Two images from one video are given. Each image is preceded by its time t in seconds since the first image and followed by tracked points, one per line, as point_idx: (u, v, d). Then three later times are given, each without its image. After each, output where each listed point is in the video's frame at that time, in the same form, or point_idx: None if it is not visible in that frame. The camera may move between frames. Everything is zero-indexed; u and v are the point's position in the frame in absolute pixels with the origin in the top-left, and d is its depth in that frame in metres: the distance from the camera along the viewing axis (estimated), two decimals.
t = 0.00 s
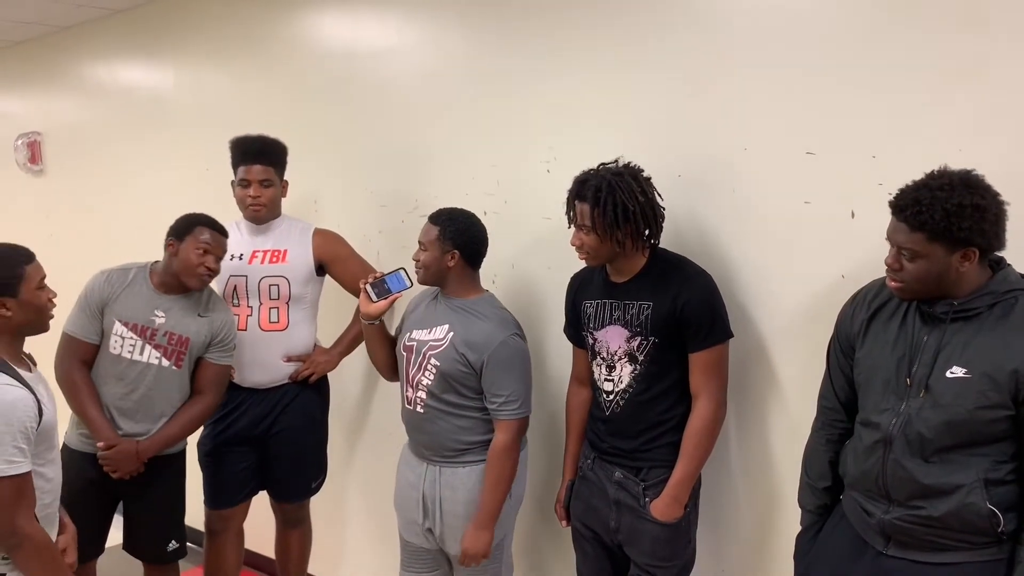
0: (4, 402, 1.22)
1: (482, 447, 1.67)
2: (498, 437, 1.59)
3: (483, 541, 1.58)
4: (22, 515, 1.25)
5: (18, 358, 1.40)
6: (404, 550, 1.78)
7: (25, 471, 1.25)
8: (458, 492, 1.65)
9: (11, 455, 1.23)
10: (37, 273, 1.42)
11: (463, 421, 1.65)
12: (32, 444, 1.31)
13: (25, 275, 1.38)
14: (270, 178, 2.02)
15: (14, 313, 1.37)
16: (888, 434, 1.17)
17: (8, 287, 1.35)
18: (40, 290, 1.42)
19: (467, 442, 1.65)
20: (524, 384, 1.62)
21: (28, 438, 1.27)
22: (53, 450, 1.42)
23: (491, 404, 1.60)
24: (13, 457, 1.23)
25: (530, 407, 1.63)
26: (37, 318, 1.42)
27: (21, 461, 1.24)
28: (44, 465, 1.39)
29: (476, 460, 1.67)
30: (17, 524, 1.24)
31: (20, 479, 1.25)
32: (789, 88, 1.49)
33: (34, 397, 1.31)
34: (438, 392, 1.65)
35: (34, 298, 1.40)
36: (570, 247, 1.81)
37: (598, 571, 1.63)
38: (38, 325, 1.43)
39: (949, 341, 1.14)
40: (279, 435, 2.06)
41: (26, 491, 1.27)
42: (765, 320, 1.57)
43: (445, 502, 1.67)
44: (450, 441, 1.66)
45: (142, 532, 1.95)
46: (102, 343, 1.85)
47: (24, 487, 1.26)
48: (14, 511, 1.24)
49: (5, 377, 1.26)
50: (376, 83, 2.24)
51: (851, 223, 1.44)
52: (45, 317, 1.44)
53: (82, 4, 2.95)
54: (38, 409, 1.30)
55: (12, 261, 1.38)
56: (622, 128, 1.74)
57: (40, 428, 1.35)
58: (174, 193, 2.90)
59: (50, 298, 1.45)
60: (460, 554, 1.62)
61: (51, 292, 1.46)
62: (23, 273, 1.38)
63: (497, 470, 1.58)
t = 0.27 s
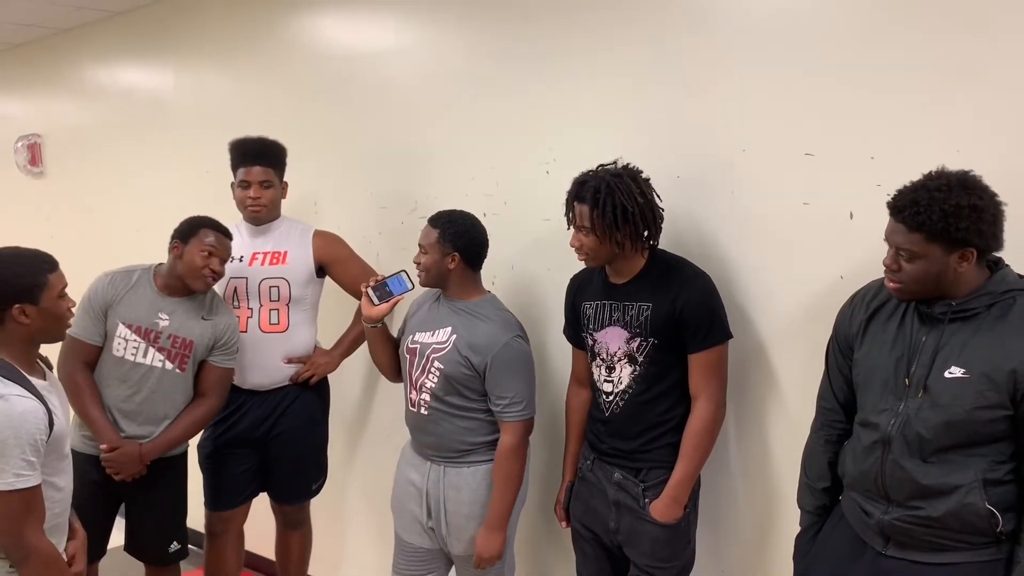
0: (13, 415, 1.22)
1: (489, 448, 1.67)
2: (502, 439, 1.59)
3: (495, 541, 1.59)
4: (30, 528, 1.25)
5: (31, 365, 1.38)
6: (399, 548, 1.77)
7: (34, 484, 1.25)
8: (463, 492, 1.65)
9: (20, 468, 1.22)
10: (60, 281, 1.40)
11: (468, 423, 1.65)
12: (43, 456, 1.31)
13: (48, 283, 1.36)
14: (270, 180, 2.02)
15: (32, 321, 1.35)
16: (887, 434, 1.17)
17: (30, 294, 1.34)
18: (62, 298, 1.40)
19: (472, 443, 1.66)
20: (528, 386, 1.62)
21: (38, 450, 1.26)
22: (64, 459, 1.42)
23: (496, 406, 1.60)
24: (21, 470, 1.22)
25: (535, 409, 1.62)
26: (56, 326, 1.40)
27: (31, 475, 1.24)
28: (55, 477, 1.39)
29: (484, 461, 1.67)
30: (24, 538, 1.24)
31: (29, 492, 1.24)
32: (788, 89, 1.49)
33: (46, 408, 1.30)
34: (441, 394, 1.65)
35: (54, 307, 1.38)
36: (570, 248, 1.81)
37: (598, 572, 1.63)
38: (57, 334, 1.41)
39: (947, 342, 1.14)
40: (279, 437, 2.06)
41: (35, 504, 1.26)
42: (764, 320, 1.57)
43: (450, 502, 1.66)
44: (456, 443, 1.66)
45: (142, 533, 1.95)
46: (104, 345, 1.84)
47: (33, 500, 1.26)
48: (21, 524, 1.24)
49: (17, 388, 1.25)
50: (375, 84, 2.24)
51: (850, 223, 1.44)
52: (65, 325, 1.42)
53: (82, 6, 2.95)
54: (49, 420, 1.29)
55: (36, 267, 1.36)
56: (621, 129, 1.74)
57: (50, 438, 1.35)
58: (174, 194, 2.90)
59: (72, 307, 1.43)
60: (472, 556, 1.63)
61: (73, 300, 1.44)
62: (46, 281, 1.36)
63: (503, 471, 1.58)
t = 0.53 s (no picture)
0: (19, 429, 1.21)
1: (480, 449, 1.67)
2: (493, 439, 1.60)
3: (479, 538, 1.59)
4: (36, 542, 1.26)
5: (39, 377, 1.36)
6: (394, 547, 1.77)
7: (39, 497, 1.25)
8: (456, 493, 1.66)
9: (25, 482, 1.22)
10: (79, 292, 1.39)
11: (462, 424, 1.66)
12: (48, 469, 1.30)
13: (67, 293, 1.36)
14: (270, 182, 2.03)
15: (46, 330, 1.34)
16: (886, 434, 1.17)
17: (46, 304, 1.32)
18: (78, 309, 1.39)
19: (467, 445, 1.66)
20: (521, 385, 1.62)
21: (44, 463, 1.26)
22: (70, 468, 1.42)
23: (487, 407, 1.60)
24: (26, 484, 1.23)
25: (526, 409, 1.62)
26: (67, 336, 1.38)
27: (36, 489, 1.24)
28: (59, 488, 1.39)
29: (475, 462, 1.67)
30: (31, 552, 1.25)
31: (35, 506, 1.25)
32: (787, 90, 1.50)
33: (53, 419, 1.30)
34: (438, 397, 1.66)
35: (70, 318, 1.37)
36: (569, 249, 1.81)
37: (598, 573, 1.63)
38: (70, 344, 1.40)
39: (945, 342, 1.14)
40: (279, 438, 2.06)
41: (40, 518, 1.27)
42: (763, 321, 1.57)
43: (445, 504, 1.67)
44: (451, 445, 1.67)
45: (142, 535, 1.95)
46: (104, 348, 1.85)
47: (38, 515, 1.26)
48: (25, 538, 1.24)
49: (25, 400, 1.25)
50: (375, 86, 2.24)
51: (849, 224, 1.44)
52: (76, 337, 1.40)
53: (82, 9, 2.95)
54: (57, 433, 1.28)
55: (53, 276, 1.35)
56: (620, 131, 1.74)
57: (56, 449, 1.34)
58: (174, 196, 2.90)
59: (86, 319, 1.42)
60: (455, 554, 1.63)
61: (88, 313, 1.43)
62: (65, 292, 1.35)
63: (491, 472, 1.59)
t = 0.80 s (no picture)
0: (8, 433, 1.21)
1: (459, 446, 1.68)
2: (475, 434, 1.60)
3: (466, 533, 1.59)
4: (31, 546, 1.26)
5: (28, 379, 1.37)
6: (387, 548, 1.77)
7: (31, 500, 1.25)
8: (441, 493, 1.66)
9: (16, 487, 1.23)
10: (70, 296, 1.40)
11: (440, 421, 1.66)
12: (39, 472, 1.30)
13: (59, 296, 1.37)
14: (270, 183, 2.03)
15: (36, 334, 1.34)
16: (885, 434, 1.17)
17: (35, 308, 1.33)
18: (69, 313, 1.40)
19: (445, 443, 1.66)
20: (499, 379, 1.62)
21: (35, 467, 1.26)
22: (61, 472, 1.42)
23: (466, 401, 1.60)
24: (17, 489, 1.23)
25: (505, 404, 1.62)
26: (58, 339, 1.38)
27: (27, 493, 1.24)
28: (51, 492, 1.39)
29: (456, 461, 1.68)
30: (25, 558, 1.25)
31: (26, 510, 1.25)
32: (786, 91, 1.50)
33: (41, 422, 1.30)
34: (416, 395, 1.66)
35: (59, 322, 1.37)
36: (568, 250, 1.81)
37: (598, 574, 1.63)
38: (60, 347, 1.40)
39: (943, 342, 1.14)
40: (279, 439, 2.06)
41: (33, 521, 1.27)
42: (762, 322, 1.57)
43: (429, 504, 1.67)
44: (430, 443, 1.66)
45: (141, 537, 1.95)
46: (103, 348, 1.85)
47: (30, 519, 1.26)
48: (19, 543, 1.25)
49: (12, 404, 1.25)
50: (375, 88, 2.24)
51: (848, 225, 1.44)
52: (66, 341, 1.41)
53: (82, 11, 2.96)
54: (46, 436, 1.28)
55: (42, 279, 1.35)
56: (619, 132, 1.75)
57: (47, 452, 1.34)
58: (174, 198, 2.90)
59: (76, 323, 1.42)
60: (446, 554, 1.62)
61: (78, 316, 1.44)
62: (54, 295, 1.36)
63: (476, 465, 1.59)
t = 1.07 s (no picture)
0: None
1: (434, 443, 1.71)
2: (448, 428, 1.63)
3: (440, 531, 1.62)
4: (15, 538, 1.26)
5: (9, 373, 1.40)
6: (370, 546, 1.81)
7: (17, 492, 1.26)
8: (417, 493, 1.69)
9: (5, 477, 1.23)
10: (43, 290, 1.43)
11: (416, 418, 1.69)
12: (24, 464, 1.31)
13: (33, 290, 1.40)
14: (272, 184, 2.03)
15: (15, 327, 1.37)
16: (884, 436, 1.17)
17: (13, 302, 1.36)
18: (44, 306, 1.43)
19: (423, 442, 1.69)
20: (473, 373, 1.65)
21: (22, 458, 1.27)
22: (46, 467, 1.43)
23: (439, 396, 1.63)
24: (6, 479, 1.23)
25: (478, 397, 1.65)
26: (35, 333, 1.42)
27: (14, 483, 1.25)
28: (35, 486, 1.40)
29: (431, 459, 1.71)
30: (9, 549, 1.25)
31: (14, 500, 1.25)
32: (786, 93, 1.50)
33: (28, 414, 1.31)
34: (392, 395, 1.67)
35: (36, 314, 1.40)
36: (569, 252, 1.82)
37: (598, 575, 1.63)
38: (37, 341, 1.43)
39: (943, 344, 1.14)
40: (280, 440, 2.06)
41: (18, 513, 1.27)
42: (763, 324, 1.57)
43: (405, 504, 1.70)
44: (406, 441, 1.69)
45: (141, 538, 1.95)
46: (104, 348, 1.85)
47: (16, 509, 1.26)
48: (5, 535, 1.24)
49: None
50: (375, 89, 2.24)
51: (848, 227, 1.44)
52: (43, 334, 1.44)
53: (83, 12, 2.96)
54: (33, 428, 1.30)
55: (19, 273, 1.39)
56: (620, 134, 1.75)
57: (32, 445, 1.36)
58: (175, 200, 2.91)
59: (53, 317, 1.45)
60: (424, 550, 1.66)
61: (53, 310, 1.47)
62: (30, 289, 1.39)
63: (449, 460, 1.62)
